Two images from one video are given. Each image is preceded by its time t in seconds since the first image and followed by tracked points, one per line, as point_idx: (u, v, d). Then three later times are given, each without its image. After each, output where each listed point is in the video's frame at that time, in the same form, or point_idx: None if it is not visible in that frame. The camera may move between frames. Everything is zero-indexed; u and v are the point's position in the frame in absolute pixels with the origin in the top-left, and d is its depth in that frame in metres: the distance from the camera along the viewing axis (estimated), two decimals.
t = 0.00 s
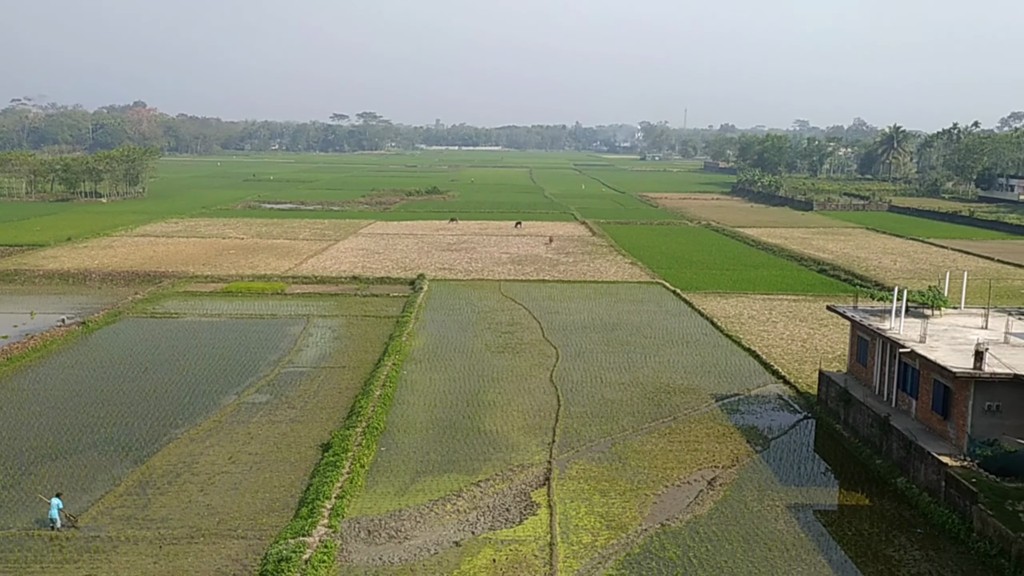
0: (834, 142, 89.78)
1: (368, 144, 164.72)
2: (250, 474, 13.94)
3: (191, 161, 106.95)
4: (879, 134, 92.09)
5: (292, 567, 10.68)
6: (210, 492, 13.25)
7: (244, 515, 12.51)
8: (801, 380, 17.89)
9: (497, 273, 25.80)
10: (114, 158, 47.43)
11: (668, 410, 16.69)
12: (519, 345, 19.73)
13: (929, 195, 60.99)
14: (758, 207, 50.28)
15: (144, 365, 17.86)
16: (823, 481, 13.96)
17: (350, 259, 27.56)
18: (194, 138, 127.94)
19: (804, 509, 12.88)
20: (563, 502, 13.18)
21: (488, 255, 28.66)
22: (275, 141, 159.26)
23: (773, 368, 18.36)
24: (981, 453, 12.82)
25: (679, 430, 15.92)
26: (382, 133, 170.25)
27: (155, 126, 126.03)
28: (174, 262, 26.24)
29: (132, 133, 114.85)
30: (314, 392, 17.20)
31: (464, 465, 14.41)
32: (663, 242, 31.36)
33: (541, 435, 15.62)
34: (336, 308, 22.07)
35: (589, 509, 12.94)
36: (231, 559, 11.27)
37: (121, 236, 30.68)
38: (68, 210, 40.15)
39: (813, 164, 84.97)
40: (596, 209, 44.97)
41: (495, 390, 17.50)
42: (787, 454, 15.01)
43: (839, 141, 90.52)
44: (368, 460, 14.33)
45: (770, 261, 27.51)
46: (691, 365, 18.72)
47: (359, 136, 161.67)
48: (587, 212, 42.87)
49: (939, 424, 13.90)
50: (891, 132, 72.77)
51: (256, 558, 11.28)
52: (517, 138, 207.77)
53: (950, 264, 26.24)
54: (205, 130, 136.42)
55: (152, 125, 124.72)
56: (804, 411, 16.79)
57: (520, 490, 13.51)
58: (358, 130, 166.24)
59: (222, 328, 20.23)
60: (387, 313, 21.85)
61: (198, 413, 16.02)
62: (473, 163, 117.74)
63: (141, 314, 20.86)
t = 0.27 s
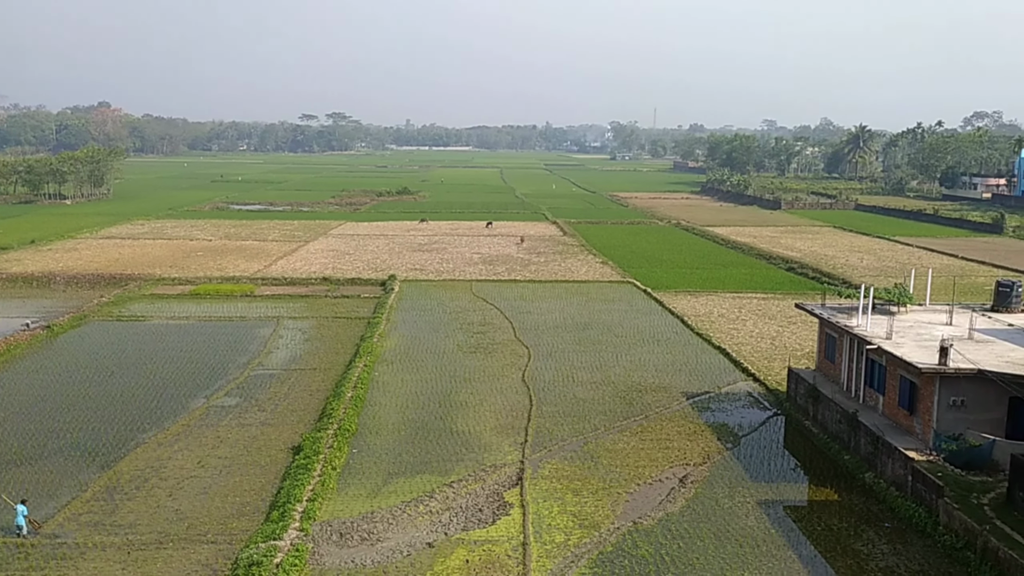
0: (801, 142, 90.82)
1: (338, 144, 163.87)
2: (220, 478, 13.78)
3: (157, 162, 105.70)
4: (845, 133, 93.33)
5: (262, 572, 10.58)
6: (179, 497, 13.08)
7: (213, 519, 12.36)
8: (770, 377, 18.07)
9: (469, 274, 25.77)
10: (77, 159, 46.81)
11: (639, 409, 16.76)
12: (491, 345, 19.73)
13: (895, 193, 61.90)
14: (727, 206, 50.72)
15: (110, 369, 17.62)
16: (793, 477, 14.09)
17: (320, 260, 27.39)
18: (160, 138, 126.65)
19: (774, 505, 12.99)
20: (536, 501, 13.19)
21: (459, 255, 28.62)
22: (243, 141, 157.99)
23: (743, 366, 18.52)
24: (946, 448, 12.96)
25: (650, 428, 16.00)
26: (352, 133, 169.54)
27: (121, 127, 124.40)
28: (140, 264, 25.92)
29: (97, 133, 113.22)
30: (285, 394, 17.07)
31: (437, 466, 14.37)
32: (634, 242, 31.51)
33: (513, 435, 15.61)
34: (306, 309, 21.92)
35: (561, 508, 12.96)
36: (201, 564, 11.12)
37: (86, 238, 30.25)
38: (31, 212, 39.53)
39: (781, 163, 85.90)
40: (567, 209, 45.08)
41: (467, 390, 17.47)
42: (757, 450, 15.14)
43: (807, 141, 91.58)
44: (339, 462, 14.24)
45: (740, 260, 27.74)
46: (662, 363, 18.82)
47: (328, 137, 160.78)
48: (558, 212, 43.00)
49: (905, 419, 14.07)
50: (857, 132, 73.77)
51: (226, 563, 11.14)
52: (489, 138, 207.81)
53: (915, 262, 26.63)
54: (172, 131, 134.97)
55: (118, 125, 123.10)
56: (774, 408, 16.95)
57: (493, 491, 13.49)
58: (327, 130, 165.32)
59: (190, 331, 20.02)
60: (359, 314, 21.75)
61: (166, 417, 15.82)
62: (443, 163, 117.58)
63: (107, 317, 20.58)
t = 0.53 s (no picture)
0: (778, 141, 91.51)
1: (316, 146, 163.25)
2: (200, 482, 13.68)
3: (133, 164, 104.83)
4: (822, 132, 94.14)
5: None
6: (159, 501, 12.97)
7: (193, 524, 12.27)
8: (750, 375, 18.17)
9: (449, 274, 25.76)
10: (52, 162, 46.39)
11: (620, 408, 16.80)
12: (472, 346, 19.72)
13: (871, 191, 62.46)
14: (706, 206, 51.01)
15: (87, 374, 17.45)
16: (773, 474, 14.17)
17: (299, 262, 27.28)
18: (136, 141, 125.68)
19: (755, 502, 13.06)
20: (519, 502, 13.19)
21: (439, 256, 28.60)
22: (220, 142, 157.04)
23: (723, 364, 18.61)
24: (924, 443, 13.01)
25: (632, 427, 16.04)
26: (330, 134, 168.94)
27: (97, 128, 123.22)
28: (117, 267, 25.71)
29: (72, 135, 112.05)
30: (265, 397, 16.97)
31: (418, 467, 14.34)
32: (614, 241, 31.61)
33: (495, 436, 15.61)
34: (286, 312, 21.82)
35: (544, 508, 12.96)
36: (181, 569, 11.03)
37: (62, 241, 29.96)
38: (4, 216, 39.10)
39: (759, 163, 86.48)
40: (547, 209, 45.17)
41: (448, 391, 17.45)
42: (738, 448, 15.21)
43: (784, 139, 92.28)
44: (320, 465, 14.17)
45: (719, 259, 27.90)
46: (643, 362, 18.88)
47: (306, 138, 160.17)
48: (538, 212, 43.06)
49: (884, 415, 14.19)
50: (834, 131, 74.41)
51: (207, 567, 11.06)
52: (470, 138, 207.82)
53: (892, 259, 26.87)
54: (148, 133, 133.89)
55: (94, 127, 121.94)
56: (754, 406, 17.04)
57: (475, 492, 13.48)
58: (305, 132, 164.71)
59: (168, 335, 19.87)
60: (339, 316, 21.67)
61: (144, 422, 15.69)
62: (422, 164, 117.47)
63: (84, 321, 20.39)
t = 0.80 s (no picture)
0: (754, 141, 92.17)
1: (292, 146, 162.31)
2: (175, 485, 13.55)
3: (105, 164, 103.71)
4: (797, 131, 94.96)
5: None
6: (133, 505, 12.84)
7: (169, 527, 12.15)
8: (727, 373, 18.29)
9: (427, 274, 25.71)
10: (23, 162, 45.84)
11: (598, 407, 16.85)
12: (449, 346, 19.69)
13: (846, 190, 63.07)
14: (683, 205, 51.29)
15: (60, 377, 17.24)
16: (749, 472, 14.27)
17: (276, 262, 27.13)
18: (108, 141, 124.30)
19: (732, 500, 13.14)
20: (497, 501, 13.18)
21: (417, 256, 28.54)
22: (194, 142, 155.73)
23: (699, 363, 18.72)
24: (898, 439, 13.13)
25: (609, 426, 16.09)
26: (306, 134, 168.07)
27: (68, 128, 121.68)
28: (89, 268, 25.44)
29: (44, 135, 110.61)
30: (241, 399, 16.86)
31: (397, 468, 14.30)
32: (592, 241, 31.69)
33: (474, 436, 15.60)
34: (262, 313, 21.68)
35: (522, 507, 12.97)
36: (156, 573, 10.93)
37: (33, 243, 29.60)
38: None
39: (735, 162, 87.08)
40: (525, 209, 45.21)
41: (426, 392, 17.41)
42: (714, 446, 15.31)
43: (759, 139, 92.98)
44: (297, 467, 14.09)
45: (696, 258, 28.05)
46: (620, 361, 18.95)
47: (282, 139, 159.26)
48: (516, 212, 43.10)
49: (858, 412, 14.33)
50: (809, 130, 75.09)
51: (182, 571, 10.96)
52: (448, 138, 207.61)
53: (866, 258, 27.16)
54: (121, 133, 132.48)
55: (66, 127, 120.41)
56: (731, 404, 17.15)
57: (454, 492, 13.46)
58: (280, 133, 163.77)
59: (142, 336, 19.68)
60: (316, 316, 21.56)
61: (118, 425, 15.53)
62: (399, 164, 117.21)
63: (56, 323, 20.15)
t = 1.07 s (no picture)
0: (724, 140, 92.89)
1: (262, 146, 160.93)
2: (144, 489, 13.39)
3: (70, 164, 102.13)
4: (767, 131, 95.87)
5: None
6: (102, 510, 12.67)
7: (138, 532, 12.00)
8: (698, 371, 18.42)
9: (399, 275, 25.63)
10: None
11: (571, 406, 16.89)
12: (422, 346, 19.64)
13: (815, 189, 63.75)
14: (655, 205, 51.55)
15: (25, 381, 16.96)
16: (721, 469, 14.38)
17: (246, 263, 26.90)
18: (74, 141, 122.38)
19: (704, 497, 13.23)
20: (471, 502, 13.17)
21: (389, 256, 28.44)
22: (162, 142, 153.93)
23: (672, 361, 18.83)
24: (867, 435, 13.40)
25: (583, 425, 16.13)
26: (276, 134, 166.73)
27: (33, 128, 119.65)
28: (55, 271, 25.06)
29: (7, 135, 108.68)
30: (211, 402, 16.69)
31: (370, 470, 14.23)
32: (564, 240, 31.76)
33: (447, 436, 15.57)
34: (232, 314, 21.49)
35: (496, 507, 12.97)
36: None
37: None
38: None
39: (705, 161, 87.69)
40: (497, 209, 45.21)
41: (399, 392, 17.35)
42: (686, 444, 15.40)
43: (730, 139, 93.71)
44: (269, 470, 13.98)
45: (667, 257, 28.21)
46: (593, 360, 19.01)
47: (252, 139, 157.92)
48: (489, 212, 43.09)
49: (828, 409, 14.49)
50: (778, 130, 75.88)
51: None
52: (420, 138, 207.07)
53: (834, 256, 27.50)
54: (88, 133, 130.58)
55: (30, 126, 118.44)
56: (702, 402, 17.27)
57: (427, 493, 13.43)
58: (250, 133, 162.38)
59: (110, 339, 19.42)
60: (287, 318, 21.41)
61: (85, 429, 15.31)
62: (371, 164, 116.67)
63: (21, 327, 19.83)
